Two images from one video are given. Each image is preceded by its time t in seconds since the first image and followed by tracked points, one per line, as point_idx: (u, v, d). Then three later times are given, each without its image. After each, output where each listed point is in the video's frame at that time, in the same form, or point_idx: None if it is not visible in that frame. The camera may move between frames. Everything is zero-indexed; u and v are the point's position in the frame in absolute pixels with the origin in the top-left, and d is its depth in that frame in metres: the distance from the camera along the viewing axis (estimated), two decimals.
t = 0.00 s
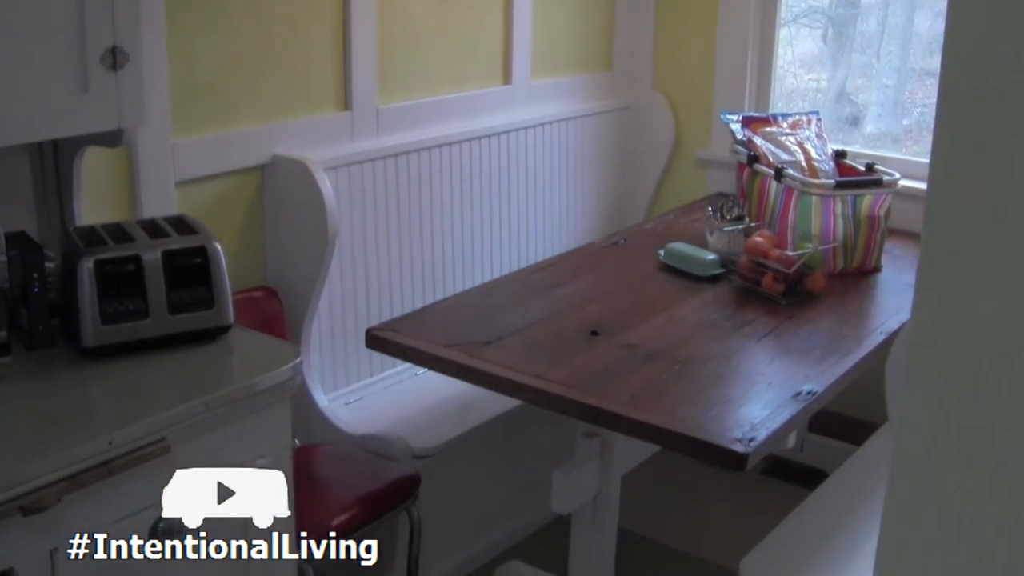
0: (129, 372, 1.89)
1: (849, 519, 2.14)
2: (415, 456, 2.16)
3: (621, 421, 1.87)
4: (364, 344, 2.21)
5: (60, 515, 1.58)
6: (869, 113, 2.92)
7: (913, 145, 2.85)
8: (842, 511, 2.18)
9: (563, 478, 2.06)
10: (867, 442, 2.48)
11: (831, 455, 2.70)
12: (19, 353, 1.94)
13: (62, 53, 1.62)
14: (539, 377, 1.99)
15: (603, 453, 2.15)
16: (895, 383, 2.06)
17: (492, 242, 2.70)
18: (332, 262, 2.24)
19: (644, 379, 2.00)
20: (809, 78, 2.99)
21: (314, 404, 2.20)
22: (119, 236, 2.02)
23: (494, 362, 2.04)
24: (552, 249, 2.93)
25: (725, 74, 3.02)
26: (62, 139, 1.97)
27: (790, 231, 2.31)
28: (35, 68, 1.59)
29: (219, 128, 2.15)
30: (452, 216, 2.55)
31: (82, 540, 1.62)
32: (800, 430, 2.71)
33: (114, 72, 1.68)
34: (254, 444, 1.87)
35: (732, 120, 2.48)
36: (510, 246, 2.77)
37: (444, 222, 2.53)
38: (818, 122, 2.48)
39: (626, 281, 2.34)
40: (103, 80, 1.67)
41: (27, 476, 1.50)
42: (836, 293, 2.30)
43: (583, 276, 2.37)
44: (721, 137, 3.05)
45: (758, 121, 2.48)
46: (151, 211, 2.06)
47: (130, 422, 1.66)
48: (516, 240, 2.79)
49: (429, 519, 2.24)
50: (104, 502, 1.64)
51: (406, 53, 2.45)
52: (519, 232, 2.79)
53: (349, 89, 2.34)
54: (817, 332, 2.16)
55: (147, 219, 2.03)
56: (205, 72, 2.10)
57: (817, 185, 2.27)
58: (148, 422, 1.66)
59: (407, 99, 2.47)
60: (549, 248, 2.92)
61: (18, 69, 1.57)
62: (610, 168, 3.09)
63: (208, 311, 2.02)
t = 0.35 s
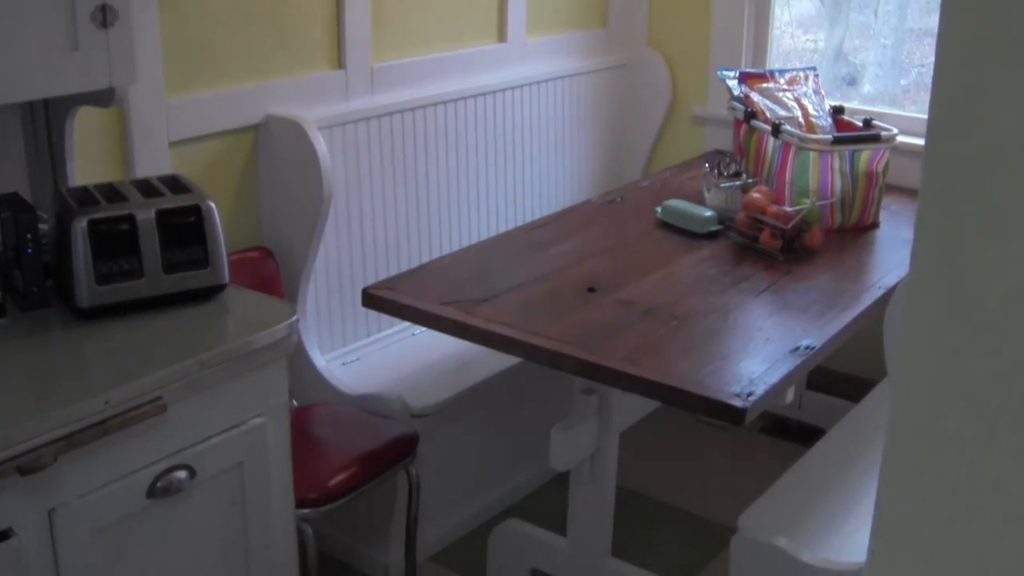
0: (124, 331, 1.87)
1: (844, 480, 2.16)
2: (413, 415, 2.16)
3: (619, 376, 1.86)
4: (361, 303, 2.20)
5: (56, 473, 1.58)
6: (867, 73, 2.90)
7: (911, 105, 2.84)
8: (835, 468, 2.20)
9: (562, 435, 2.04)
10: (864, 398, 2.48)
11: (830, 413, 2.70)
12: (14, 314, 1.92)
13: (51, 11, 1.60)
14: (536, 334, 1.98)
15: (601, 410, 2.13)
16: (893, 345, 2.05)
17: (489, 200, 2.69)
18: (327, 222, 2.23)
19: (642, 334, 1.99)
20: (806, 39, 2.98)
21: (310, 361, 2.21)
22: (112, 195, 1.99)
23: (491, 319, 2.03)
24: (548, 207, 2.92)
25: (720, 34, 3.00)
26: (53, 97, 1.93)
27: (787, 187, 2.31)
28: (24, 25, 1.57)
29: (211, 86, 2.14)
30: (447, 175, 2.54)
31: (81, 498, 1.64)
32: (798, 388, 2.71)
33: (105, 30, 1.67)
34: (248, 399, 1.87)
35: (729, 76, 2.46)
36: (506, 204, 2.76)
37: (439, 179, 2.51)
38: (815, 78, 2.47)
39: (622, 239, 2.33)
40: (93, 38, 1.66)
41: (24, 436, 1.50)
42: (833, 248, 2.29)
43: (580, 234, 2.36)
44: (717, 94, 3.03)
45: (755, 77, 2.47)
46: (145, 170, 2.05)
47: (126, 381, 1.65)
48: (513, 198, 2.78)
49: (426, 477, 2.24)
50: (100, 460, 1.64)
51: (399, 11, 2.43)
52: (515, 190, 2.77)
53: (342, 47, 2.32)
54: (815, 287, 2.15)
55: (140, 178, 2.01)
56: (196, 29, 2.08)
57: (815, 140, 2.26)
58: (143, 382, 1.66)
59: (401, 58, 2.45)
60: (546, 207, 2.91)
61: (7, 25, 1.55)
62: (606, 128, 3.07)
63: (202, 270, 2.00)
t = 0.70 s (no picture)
0: (120, 287, 1.86)
1: (842, 438, 2.16)
2: (411, 372, 2.15)
3: (616, 333, 1.85)
4: (358, 260, 2.19)
5: (53, 428, 1.58)
6: (867, 36, 2.89)
7: (911, 67, 2.83)
8: (833, 427, 2.20)
9: (559, 391, 2.03)
10: (862, 357, 2.48)
11: (829, 374, 2.70)
12: (9, 270, 1.91)
13: None
14: (534, 291, 1.97)
15: (599, 367, 2.12)
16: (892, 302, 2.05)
17: (487, 156, 2.68)
18: (325, 179, 2.22)
19: (640, 291, 1.98)
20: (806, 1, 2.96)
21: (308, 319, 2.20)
22: (108, 150, 1.96)
23: (488, 276, 2.03)
24: (546, 166, 2.91)
25: None
26: (48, 52, 1.89)
27: (786, 145, 2.30)
28: None
29: (207, 41, 2.12)
30: (445, 132, 2.53)
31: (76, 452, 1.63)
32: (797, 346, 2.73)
33: None
34: (247, 355, 1.86)
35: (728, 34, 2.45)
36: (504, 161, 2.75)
37: (436, 136, 2.50)
38: (815, 37, 2.47)
39: (620, 197, 2.32)
40: None
41: (16, 391, 1.49)
42: (832, 207, 2.29)
43: (578, 192, 2.36)
44: (716, 53, 3.02)
45: (755, 36, 2.46)
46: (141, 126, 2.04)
47: (121, 336, 1.64)
48: (511, 155, 2.77)
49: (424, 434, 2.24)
50: (97, 415, 1.64)
51: None
52: (513, 147, 2.76)
53: (339, 3, 2.30)
54: (814, 246, 2.14)
55: (135, 134, 1.99)
56: None
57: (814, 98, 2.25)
58: (140, 337, 1.65)
59: (399, 16, 2.44)
60: (544, 165, 2.90)
61: None
62: (605, 88, 3.06)
63: (199, 226, 1.98)
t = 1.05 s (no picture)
0: (116, 236, 1.84)
1: (839, 393, 2.15)
2: (409, 325, 2.15)
3: (615, 285, 1.85)
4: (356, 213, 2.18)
5: (50, 376, 1.57)
6: None
7: (913, 23, 2.82)
8: (829, 382, 2.19)
9: (558, 343, 2.03)
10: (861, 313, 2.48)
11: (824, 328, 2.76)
12: (4, 219, 1.90)
13: None
14: (532, 243, 1.96)
15: (597, 320, 2.12)
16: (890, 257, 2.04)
17: (485, 108, 2.67)
18: (322, 130, 2.21)
19: (639, 243, 1.98)
20: None
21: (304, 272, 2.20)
22: (105, 100, 1.95)
23: (487, 227, 2.02)
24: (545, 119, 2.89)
25: None
26: None
27: (787, 100, 2.29)
28: None
29: None
30: (444, 85, 2.51)
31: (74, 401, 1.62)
32: (793, 300, 2.77)
33: None
34: (245, 304, 1.85)
35: None
36: (503, 113, 2.74)
37: (435, 89, 2.49)
38: None
39: (620, 150, 2.31)
40: None
41: (13, 341, 1.48)
42: (833, 161, 2.28)
43: (576, 145, 2.35)
44: (716, 7, 3.00)
45: None
46: (137, 76, 2.02)
47: (117, 285, 1.62)
48: (509, 108, 2.75)
49: (421, 386, 2.24)
50: (95, 364, 1.62)
51: None
52: (511, 100, 2.75)
53: None
54: (813, 200, 2.13)
55: (132, 83, 1.97)
56: None
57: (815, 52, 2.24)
58: (136, 287, 1.63)
59: None
60: (543, 118, 2.88)
61: None
62: (605, 40, 3.04)
63: (195, 176, 1.96)
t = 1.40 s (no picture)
0: (113, 192, 1.81)
1: (835, 353, 2.13)
2: (406, 282, 2.14)
3: (614, 240, 1.83)
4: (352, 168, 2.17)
5: (47, 331, 1.54)
6: None
7: None
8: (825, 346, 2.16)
9: (557, 301, 2.02)
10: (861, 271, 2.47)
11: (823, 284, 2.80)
12: None
13: None
14: (531, 198, 1.95)
15: (596, 277, 2.10)
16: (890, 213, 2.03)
17: (482, 67, 2.65)
18: (319, 86, 2.19)
19: (638, 198, 1.96)
20: None
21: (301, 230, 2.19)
22: (99, 55, 1.92)
23: (485, 181, 2.01)
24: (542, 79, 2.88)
25: None
26: None
27: (787, 56, 2.29)
28: None
29: None
30: (441, 42, 2.49)
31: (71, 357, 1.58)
32: (793, 258, 2.81)
33: None
34: (243, 259, 1.81)
35: None
36: (500, 71, 2.72)
37: (433, 47, 2.47)
38: None
39: (618, 108, 2.30)
40: None
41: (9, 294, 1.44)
42: (832, 118, 2.27)
43: (574, 102, 2.33)
44: None
45: None
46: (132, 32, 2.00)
47: (113, 239, 1.59)
48: (506, 66, 2.74)
49: (418, 344, 2.24)
50: (91, 319, 1.59)
51: None
52: (509, 57, 2.73)
53: None
54: (812, 156, 2.12)
55: (127, 38, 1.94)
56: None
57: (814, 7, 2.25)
58: (132, 241, 1.59)
59: None
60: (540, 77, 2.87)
61: None
62: None
63: (192, 131, 1.93)
